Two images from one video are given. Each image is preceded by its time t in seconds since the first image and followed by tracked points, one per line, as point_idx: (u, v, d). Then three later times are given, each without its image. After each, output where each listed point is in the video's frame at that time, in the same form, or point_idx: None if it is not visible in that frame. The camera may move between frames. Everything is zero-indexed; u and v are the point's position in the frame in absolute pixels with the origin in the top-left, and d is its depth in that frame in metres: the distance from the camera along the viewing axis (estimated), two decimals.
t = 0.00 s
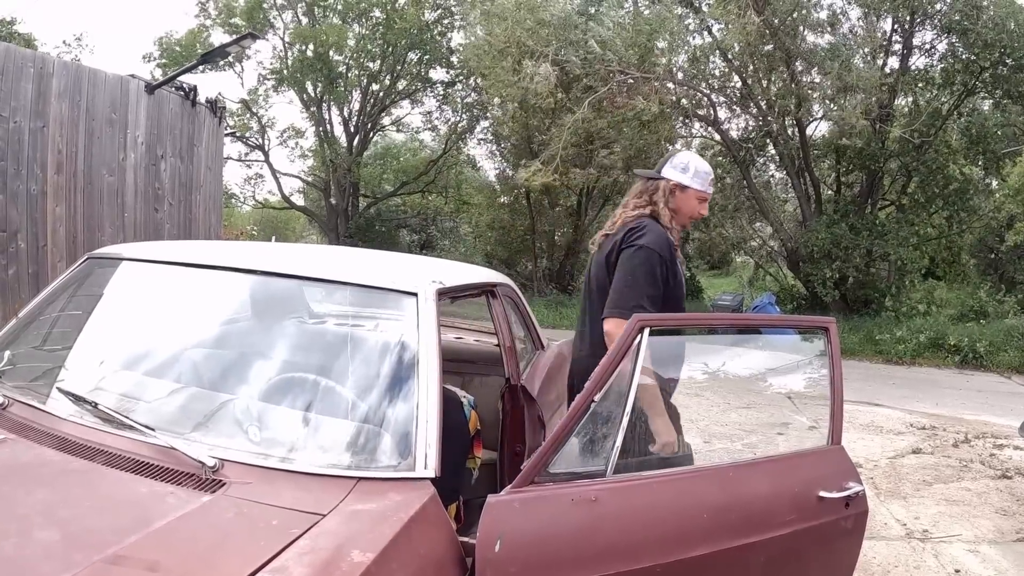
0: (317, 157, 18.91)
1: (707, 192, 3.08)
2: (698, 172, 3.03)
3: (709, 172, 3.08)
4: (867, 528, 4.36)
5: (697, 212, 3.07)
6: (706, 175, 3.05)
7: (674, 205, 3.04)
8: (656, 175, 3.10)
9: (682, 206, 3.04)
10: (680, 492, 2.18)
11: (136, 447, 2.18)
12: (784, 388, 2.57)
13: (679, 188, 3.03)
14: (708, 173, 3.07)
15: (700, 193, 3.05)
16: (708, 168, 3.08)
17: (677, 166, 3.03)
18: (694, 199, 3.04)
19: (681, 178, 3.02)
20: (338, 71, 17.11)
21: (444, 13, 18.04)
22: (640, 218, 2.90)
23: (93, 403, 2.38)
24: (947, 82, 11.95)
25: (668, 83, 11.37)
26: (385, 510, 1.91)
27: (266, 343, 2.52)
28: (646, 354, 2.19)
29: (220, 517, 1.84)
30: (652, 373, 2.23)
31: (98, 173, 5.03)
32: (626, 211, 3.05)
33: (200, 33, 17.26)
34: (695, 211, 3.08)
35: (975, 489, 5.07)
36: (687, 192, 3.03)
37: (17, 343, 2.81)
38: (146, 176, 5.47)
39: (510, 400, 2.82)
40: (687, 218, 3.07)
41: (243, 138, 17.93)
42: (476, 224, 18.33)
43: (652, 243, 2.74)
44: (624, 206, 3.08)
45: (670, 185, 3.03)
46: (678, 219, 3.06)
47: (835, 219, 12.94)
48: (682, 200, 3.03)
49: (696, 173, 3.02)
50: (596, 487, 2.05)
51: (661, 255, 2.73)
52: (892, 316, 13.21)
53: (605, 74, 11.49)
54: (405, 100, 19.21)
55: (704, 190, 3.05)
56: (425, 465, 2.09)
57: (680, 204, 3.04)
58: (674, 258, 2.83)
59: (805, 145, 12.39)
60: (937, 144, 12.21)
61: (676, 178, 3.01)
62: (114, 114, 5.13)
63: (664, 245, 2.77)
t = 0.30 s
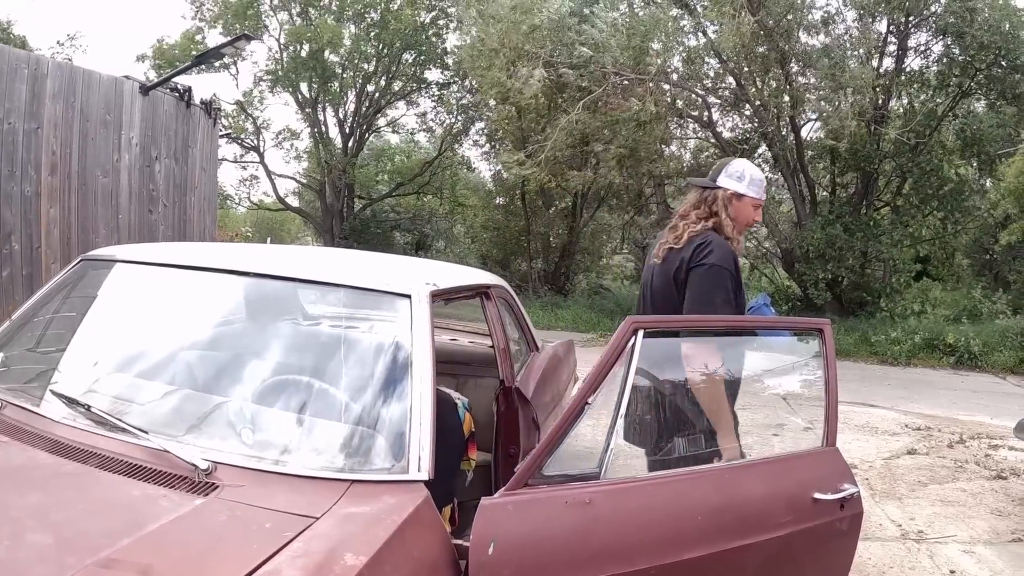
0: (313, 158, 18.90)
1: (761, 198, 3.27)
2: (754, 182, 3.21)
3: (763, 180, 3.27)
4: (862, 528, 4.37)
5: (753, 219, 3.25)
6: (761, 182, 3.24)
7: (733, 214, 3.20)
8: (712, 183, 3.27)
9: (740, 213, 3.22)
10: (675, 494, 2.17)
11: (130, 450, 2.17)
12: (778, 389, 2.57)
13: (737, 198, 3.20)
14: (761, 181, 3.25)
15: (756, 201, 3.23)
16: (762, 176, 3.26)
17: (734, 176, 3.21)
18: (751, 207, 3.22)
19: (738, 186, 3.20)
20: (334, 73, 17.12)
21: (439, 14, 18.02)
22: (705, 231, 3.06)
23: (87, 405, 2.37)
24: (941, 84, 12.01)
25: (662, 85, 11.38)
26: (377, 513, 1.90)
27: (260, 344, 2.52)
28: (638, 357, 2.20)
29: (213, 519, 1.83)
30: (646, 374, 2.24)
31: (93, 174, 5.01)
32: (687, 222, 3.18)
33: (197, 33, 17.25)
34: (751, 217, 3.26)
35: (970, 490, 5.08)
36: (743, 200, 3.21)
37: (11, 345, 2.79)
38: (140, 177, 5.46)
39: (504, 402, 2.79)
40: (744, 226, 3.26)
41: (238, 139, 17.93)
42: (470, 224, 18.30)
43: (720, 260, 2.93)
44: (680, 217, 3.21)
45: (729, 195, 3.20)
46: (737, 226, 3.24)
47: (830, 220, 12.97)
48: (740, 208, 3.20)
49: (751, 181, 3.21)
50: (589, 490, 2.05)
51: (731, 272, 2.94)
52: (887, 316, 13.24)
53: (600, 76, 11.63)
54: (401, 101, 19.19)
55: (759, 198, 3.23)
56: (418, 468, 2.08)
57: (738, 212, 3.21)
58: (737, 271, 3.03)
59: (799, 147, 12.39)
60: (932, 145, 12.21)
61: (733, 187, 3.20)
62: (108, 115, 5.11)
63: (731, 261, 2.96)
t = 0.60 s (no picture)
0: (296, 159, 18.79)
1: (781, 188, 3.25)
2: (769, 173, 3.20)
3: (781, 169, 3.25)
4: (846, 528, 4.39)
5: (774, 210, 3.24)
6: (777, 171, 3.23)
7: (748, 208, 3.22)
8: (728, 180, 3.31)
9: (756, 207, 3.23)
10: (658, 497, 2.17)
11: (109, 454, 2.14)
12: (764, 389, 2.55)
13: (752, 192, 3.22)
14: (779, 171, 3.23)
15: (773, 192, 3.22)
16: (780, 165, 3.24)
17: (745, 169, 3.23)
18: (768, 198, 3.22)
19: (751, 180, 3.21)
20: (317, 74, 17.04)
21: (423, 15, 17.95)
22: (715, 229, 3.12)
23: (65, 409, 2.35)
24: (924, 85, 11.94)
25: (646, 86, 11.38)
26: (358, 518, 1.88)
27: (242, 344, 2.49)
28: (619, 361, 2.20)
29: (193, 525, 1.81)
30: (626, 376, 2.24)
31: (73, 176, 4.96)
32: (703, 220, 3.26)
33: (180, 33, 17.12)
34: (771, 208, 3.25)
35: (953, 489, 5.11)
36: (758, 193, 3.21)
37: None
38: (122, 178, 5.41)
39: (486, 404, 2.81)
40: (764, 218, 3.26)
41: (221, 141, 17.80)
42: (455, 227, 18.23)
43: (729, 254, 2.96)
44: (697, 217, 3.29)
45: (744, 189, 3.23)
46: (754, 220, 3.25)
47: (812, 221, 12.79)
48: (754, 202, 3.21)
49: (764, 173, 3.20)
50: (571, 493, 2.04)
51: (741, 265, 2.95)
52: (869, 317, 13.30)
53: (583, 78, 11.63)
54: (385, 102, 19.11)
55: (777, 188, 3.22)
56: (399, 472, 2.07)
57: (754, 206, 3.22)
58: (752, 263, 3.06)
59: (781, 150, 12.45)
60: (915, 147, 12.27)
61: (746, 181, 3.21)
62: (90, 115, 5.06)
63: (743, 254, 3.00)
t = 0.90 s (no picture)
0: (270, 161, 18.66)
1: (787, 200, 3.16)
2: (771, 185, 3.15)
3: (787, 180, 3.16)
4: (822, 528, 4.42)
5: (780, 222, 3.15)
6: (781, 182, 3.15)
7: (749, 220, 3.19)
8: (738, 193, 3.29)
9: (758, 219, 3.18)
10: (631, 499, 2.17)
11: (78, 461, 2.11)
12: (740, 389, 2.54)
13: (755, 204, 3.18)
14: (783, 182, 3.15)
15: (776, 204, 3.15)
16: (785, 177, 3.16)
17: (748, 183, 3.21)
18: (771, 211, 3.14)
19: (753, 193, 3.18)
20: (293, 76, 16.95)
21: (399, 16, 17.89)
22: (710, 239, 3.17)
23: (35, 416, 2.31)
24: (898, 88, 12.17)
25: (621, 89, 11.44)
26: (331, 523, 1.86)
27: (215, 345, 2.46)
28: (591, 364, 2.20)
29: (163, 532, 1.78)
30: (598, 378, 2.24)
31: (45, 178, 4.89)
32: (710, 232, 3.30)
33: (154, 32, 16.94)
34: (776, 220, 3.17)
35: (927, 488, 5.17)
36: (760, 205, 3.16)
37: None
38: (94, 180, 5.34)
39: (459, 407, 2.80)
40: (771, 230, 3.19)
41: (195, 142, 17.63)
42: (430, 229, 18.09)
43: (709, 262, 3.02)
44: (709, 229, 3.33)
45: (747, 202, 3.20)
46: (759, 232, 3.19)
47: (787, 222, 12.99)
48: (755, 214, 3.17)
49: (763, 185, 3.16)
50: (544, 496, 2.03)
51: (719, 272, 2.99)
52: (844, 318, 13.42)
53: (558, 81, 11.64)
54: (360, 103, 19.01)
55: (779, 200, 3.14)
56: (371, 477, 2.05)
57: (756, 218, 3.18)
58: (743, 273, 3.06)
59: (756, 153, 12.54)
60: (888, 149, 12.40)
61: (747, 194, 3.18)
62: (62, 117, 4.99)
63: (732, 264, 3.03)
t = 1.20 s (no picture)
0: (246, 162, 18.53)
1: (805, 204, 2.93)
2: (785, 192, 2.94)
3: (805, 184, 2.92)
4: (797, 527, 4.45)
5: (796, 227, 2.93)
6: (794, 187, 2.93)
7: (770, 226, 3.01)
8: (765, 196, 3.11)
9: (777, 225, 2.99)
10: (601, 501, 2.16)
11: (44, 465, 2.08)
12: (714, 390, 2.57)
13: (773, 209, 3.00)
14: (799, 186, 2.92)
15: (790, 210, 2.94)
16: (800, 181, 2.92)
17: (765, 189, 3.03)
18: (785, 217, 2.94)
19: (770, 198, 2.99)
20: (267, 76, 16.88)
21: (374, 16, 17.80)
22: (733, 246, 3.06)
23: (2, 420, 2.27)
24: (872, 89, 12.30)
25: (596, 90, 11.49)
26: (297, 526, 1.85)
27: (185, 347, 2.43)
28: (563, 365, 2.23)
29: (127, 536, 1.75)
30: (572, 378, 2.28)
31: (16, 178, 4.82)
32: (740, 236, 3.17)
33: (129, 30, 16.76)
34: (796, 225, 2.95)
35: (902, 485, 5.22)
36: (776, 211, 2.98)
37: None
38: (65, 180, 5.27)
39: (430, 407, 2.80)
40: (792, 235, 2.98)
41: (169, 142, 17.46)
42: (404, 230, 17.86)
43: (723, 269, 2.93)
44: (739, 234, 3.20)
45: (765, 207, 3.03)
46: (781, 238, 3.00)
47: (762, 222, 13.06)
48: (772, 219, 2.99)
49: (777, 191, 2.96)
50: (512, 498, 2.03)
51: (730, 278, 2.90)
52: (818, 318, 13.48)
53: (533, 82, 11.65)
54: (336, 104, 18.90)
55: (795, 205, 2.93)
56: (338, 480, 2.04)
57: (774, 224, 3.00)
58: (760, 279, 2.93)
59: (731, 153, 12.62)
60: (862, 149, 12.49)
61: (764, 200, 3.01)
62: (33, 116, 4.92)
63: (745, 270, 2.91)
